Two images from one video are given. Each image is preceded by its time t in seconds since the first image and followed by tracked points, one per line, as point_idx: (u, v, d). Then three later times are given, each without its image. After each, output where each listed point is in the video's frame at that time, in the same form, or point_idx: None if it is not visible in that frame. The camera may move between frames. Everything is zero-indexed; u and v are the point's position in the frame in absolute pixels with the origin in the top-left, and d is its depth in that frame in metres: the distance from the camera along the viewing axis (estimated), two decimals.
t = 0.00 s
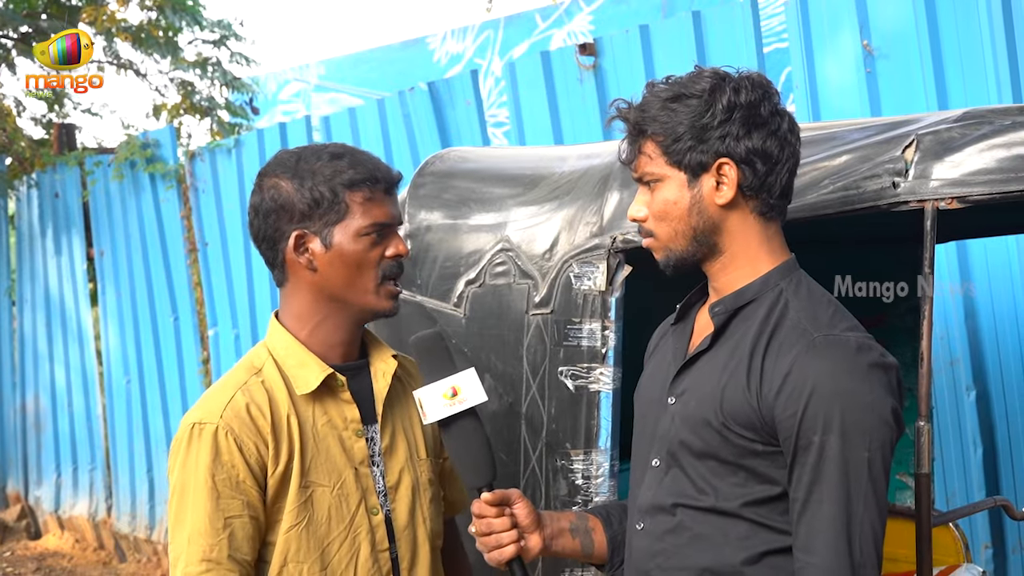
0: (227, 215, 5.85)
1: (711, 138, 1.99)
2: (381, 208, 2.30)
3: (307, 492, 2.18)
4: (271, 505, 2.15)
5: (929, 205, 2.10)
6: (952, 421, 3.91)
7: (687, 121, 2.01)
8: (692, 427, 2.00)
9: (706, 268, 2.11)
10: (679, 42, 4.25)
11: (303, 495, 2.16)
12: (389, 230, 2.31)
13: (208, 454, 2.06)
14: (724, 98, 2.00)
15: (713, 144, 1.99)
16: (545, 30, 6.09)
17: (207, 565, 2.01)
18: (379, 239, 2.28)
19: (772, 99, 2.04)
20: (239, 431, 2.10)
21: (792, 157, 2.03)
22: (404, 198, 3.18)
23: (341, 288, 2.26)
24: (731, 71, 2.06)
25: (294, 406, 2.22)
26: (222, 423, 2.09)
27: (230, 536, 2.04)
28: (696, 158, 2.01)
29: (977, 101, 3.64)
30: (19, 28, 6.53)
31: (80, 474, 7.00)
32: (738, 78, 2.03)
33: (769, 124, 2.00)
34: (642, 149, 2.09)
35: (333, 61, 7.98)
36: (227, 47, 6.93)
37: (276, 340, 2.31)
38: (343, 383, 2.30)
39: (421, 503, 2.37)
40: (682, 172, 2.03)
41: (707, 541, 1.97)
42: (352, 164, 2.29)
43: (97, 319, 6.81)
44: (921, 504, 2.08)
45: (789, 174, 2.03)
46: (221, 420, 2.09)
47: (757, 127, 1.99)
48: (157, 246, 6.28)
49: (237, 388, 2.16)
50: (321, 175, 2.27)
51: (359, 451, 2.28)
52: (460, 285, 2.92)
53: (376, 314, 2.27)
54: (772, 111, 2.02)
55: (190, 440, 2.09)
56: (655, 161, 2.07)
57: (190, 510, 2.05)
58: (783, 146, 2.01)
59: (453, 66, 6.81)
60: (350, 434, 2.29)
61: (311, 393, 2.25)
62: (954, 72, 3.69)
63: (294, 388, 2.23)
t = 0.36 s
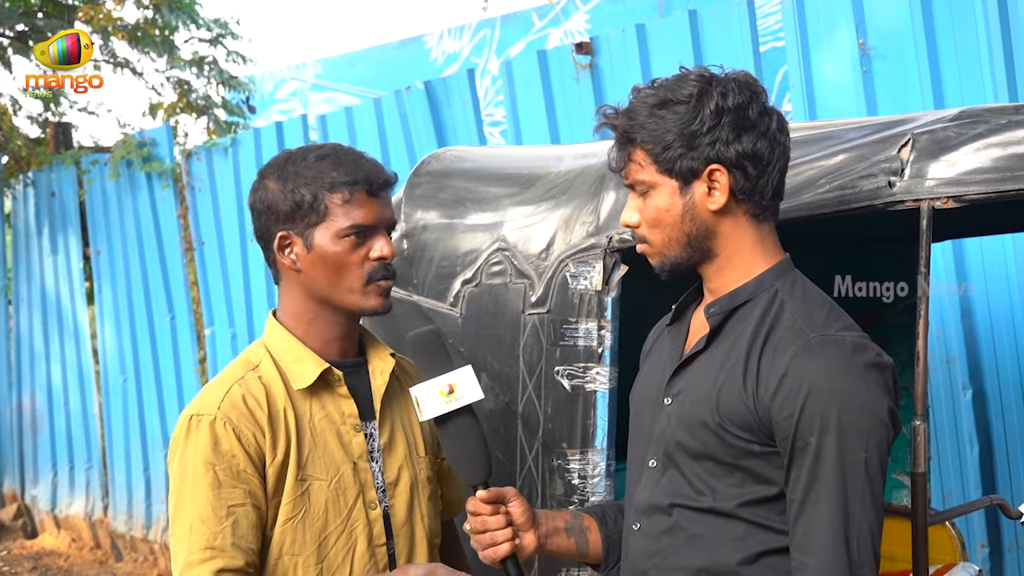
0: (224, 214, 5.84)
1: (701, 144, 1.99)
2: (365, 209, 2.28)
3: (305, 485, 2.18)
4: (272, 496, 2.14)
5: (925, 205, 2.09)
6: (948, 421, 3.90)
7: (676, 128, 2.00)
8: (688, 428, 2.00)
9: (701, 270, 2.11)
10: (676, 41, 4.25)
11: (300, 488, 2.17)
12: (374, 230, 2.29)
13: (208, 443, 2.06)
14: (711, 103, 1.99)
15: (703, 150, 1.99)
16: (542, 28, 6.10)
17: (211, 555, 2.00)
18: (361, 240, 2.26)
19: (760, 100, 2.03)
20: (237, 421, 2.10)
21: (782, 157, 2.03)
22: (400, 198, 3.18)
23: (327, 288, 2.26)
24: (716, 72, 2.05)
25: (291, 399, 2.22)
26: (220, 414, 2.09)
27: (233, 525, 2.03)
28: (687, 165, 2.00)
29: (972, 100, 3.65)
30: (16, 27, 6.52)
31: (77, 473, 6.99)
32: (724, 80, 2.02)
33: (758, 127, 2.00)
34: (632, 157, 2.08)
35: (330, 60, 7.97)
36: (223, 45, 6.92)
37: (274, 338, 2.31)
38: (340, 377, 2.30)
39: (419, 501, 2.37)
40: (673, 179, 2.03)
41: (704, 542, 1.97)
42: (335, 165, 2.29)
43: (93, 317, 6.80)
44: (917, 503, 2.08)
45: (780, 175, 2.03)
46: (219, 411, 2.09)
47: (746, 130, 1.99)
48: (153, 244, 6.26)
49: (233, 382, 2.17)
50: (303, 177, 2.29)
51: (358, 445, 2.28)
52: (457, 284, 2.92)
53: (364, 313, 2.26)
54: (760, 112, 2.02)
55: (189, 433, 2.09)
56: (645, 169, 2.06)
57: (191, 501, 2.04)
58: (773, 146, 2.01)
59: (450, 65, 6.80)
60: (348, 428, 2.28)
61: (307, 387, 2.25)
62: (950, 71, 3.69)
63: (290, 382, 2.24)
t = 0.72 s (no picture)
0: (223, 215, 5.84)
1: (705, 139, 1.99)
2: (367, 210, 2.28)
3: (308, 484, 2.18)
4: (276, 496, 2.14)
5: (924, 205, 2.09)
6: (948, 421, 3.91)
7: (680, 122, 2.01)
8: (685, 429, 2.00)
9: (698, 270, 2.11)
10: (675, 42, 4.25)
11: (303, 487, 2.17)
12: (376, 231, 2.28)
13: (212, 444, 2.06)
14: (717, 100, 2.00)
15: (707, 146, 1.99)
16: (541, 30, 6.10)
17: (217, 553, 2.00)
18: (363, 241, 2.26)
19: (764, 100, 2.04)
20: (240, 421, 2.10)
21: (784, 158, 2.03)
22: (399, 199, 3.19)
23: (329, 289, 2.27)
24: (722, 71, 2.06)
25: (295, 399, 2.23)
26: (223, 414, 2.09)
27: (238, 524, 2.03)
28: (689, 160, 2.00)
29: (971, 101, 3.65)
30: (15, 28, 6.52)
31: (76, 474, 6.98)
32: (730, 78, 2.03)
33: (762, 126, 2.01)
34: (634, 150, 2.08)
35: (329, 62, 7.98)
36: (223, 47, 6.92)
37: (279, 338, 2.31)
38: (344, 377, 2.30)
39: (424, 499, 2.37)
40: (675, 174, 2.03)
41: (701, 543, 1.97)
42: (337, 166, 2.29)
43: (92, 319, 6.79)
44: (917, 504, 2.08)
45: (780, 176, 2.04)
46: (222, 411, 2.09)
47: (750, 129, 2.00)
48: (152, 245, 6.26)
49: (237, 382, 2.17)
50: (304, 179, 2.29)
51: (362, 445, 2.28)
52: (456, 285, 2.93)
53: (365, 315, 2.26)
54: (764, 112, 2.03)
55: (192, 433, 2.09)
56: (648, 162, 2.06)
57: (195, 500, 2.03)
58: (776, 146, 2.02)
59: (449, 66, 6.80)
60: (352, 428, 2.28)
61: (311, 388, 2.25)
62: (949, 72, 3.69)
63: (294, 382, 2.24)
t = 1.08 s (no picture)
0: (229, 216, 5.86)
1: (711, 142, 1.99)
2: (380, 211, 2.28)
3: (320, 480, 2.18)
4: (288, 491, 2.14)
5: (930, 206, 2.09)
6: (952, 423, 3.91)
7: (685, 124, 2.01)
8: (689, 429, 2.00)
9: (702, 271, 2.11)
10: (680, 43, 4.25)
11: (315, 483, 2.17)
12: (388, 232, 2.29)
13: (224, 440, 2.07)
14: (722, 101, 2.00)
15: (713, 148, 2.00)
16: (546, 31, 6.10)
17: (228, 546, 2.01)
18: (375, 242, 2.26)
19: (769, 101, 2.05)
20: (252, 418, 2.11)
21: (788, 159, 2.04)
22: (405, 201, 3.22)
23: (341, 289, 2.27)
24: (725, 72, 2.06)
25: (308, 396, 2.23)
26: (235, 411, 2.10)
27: (249, 518, 2.03)
28: (695, 162, 2.01)
29: (977, 103, 3.65)
30: (21, 29, 6.54)
31: (81, 475, 7.00)
32: (734, 80, 2.03)
33: (767, 127, 2.01)
34: (639, 153, 2.08)
35: (334, 63, 7.99)
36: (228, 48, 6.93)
37: (294, 337, 2.32)
38: (357, 373, 2.30)
39: (442, 495, 2.35)
40: (681, 176, 2.03)
41: (705, 544, 1.97)
42: (349, 167, 2.30)
43: (97, 319, 6.81)
44: (922, 505, 2.08)
45: (785, 176, 2.04)
46: (234, 409, 2.11)
47: (755, 130, 2.00)
48: (158, 246, 6.27)
49: (250, 380, 2.18)
50: (318, 181, 2.30)
51: (377, 442, 2.27)
52: (461, 286, 2.93)
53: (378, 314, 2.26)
54: (769, 113, 2.03)
55: (205, 430, 2.11)
56: (653, 165, 2.06)
57: (209, 495, 2.05)
58: (781, 147, 2.03)
59: (454, 67, 6.81)
60: (367, 424, 2.28)
61: (325, 385, 2.26)
62: (954, 73, 3.69)
63: (308, 379, 2.24)
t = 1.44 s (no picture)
0: (231, 216, 5.86)
1: (712, 144, 1.99)
2: (394, 208, 2.29)
3: (331, 478, 2.18)
4: (301, 490, 2.14)
5: (934, 207, 2.09)
6: (955, 423, 3.90)
7: (686, 127, 2.01)
8: (694, 429, 2.00)
9: (706, 272, 2.11)
10: (684, 44, 4.25)
11: (326, 481, 2.17)
12: (403, 228, 2.30)
13: (238, 439, 2.07)
14: (723, 103, 2.00)
15: (715, 150, 2.00)
16: (549, 31, 6.10)
17: (242, 545, 2.01)
18: (392, 238, 2.28)
19: (771, 101, 2.04)
20: (265, 417, 2.11)
21: (791, 159, 2.04)
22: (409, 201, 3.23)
23: (359, 286, 2.27)
24: (727, 73, 2.06)
25: (319, 395, 2.23)
26: (248, 411, 2.10)
27: (264, 516, 2.04)
28: (697, 165, 2.01)
29: (981, 103, 3.65)
30: (24, 29, 6.56)
31: (84, 474, 7.01)
32: (736, 81, 2.03)
33: (769, 128, 2.01)
34: (641, 156, 2.09)
35: (337, 63, 7.99)
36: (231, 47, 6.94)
37: (306, 336, 2.32)
38: (368, 372, 2.30)
39: (452, 493, 2.37)
40: (683, 179, 2.03)
41: (711, 543, 1.98)
42: (363, 166, 2.30)
43: (101, 319, 6.81)
44: (925, 506, 2.07)
45: (789, 176, 2.04)
46: (247, 408, 2.11)
47: (757, 131, 2.00)
48: (161, 245, 6.27)
49: (262, 379, 2.18)
50: (332, 180, 2.30)
51: (388, 441, 2.27)
52: (465, 286, 2.93)
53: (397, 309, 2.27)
54: (771, 113, 2.02)
55: (218, 430, 2.11)
56: (656, 168, 2.06)
57: (223, 494, 2.05)
58: (783, 148, 2.02)
59: (457, 67, 6.81)
60: (377, 423, 2.28)
61: (336, 384, 2.26)
62: (957, 73, 3.69)
63: (319, 378, 2.24)
